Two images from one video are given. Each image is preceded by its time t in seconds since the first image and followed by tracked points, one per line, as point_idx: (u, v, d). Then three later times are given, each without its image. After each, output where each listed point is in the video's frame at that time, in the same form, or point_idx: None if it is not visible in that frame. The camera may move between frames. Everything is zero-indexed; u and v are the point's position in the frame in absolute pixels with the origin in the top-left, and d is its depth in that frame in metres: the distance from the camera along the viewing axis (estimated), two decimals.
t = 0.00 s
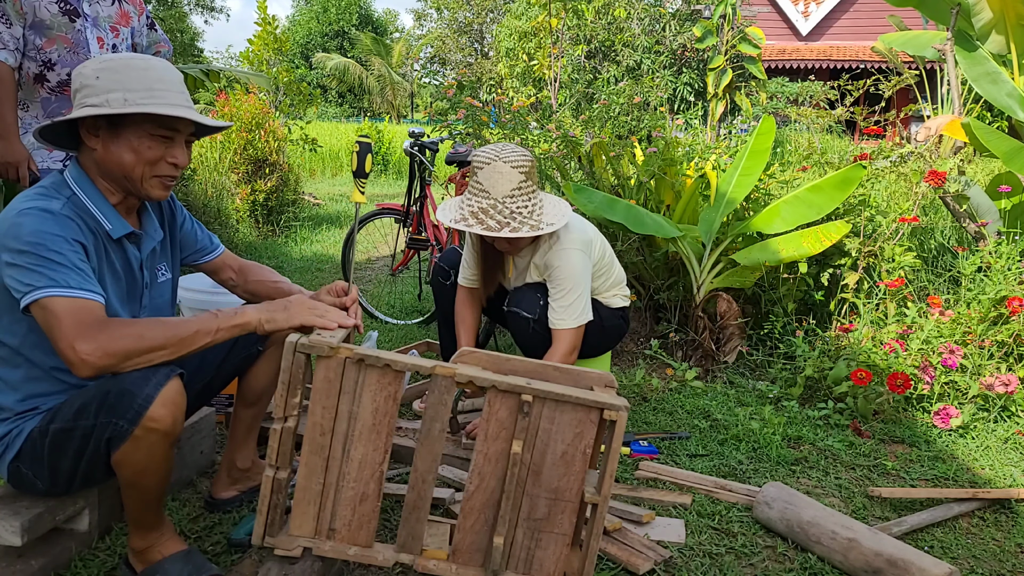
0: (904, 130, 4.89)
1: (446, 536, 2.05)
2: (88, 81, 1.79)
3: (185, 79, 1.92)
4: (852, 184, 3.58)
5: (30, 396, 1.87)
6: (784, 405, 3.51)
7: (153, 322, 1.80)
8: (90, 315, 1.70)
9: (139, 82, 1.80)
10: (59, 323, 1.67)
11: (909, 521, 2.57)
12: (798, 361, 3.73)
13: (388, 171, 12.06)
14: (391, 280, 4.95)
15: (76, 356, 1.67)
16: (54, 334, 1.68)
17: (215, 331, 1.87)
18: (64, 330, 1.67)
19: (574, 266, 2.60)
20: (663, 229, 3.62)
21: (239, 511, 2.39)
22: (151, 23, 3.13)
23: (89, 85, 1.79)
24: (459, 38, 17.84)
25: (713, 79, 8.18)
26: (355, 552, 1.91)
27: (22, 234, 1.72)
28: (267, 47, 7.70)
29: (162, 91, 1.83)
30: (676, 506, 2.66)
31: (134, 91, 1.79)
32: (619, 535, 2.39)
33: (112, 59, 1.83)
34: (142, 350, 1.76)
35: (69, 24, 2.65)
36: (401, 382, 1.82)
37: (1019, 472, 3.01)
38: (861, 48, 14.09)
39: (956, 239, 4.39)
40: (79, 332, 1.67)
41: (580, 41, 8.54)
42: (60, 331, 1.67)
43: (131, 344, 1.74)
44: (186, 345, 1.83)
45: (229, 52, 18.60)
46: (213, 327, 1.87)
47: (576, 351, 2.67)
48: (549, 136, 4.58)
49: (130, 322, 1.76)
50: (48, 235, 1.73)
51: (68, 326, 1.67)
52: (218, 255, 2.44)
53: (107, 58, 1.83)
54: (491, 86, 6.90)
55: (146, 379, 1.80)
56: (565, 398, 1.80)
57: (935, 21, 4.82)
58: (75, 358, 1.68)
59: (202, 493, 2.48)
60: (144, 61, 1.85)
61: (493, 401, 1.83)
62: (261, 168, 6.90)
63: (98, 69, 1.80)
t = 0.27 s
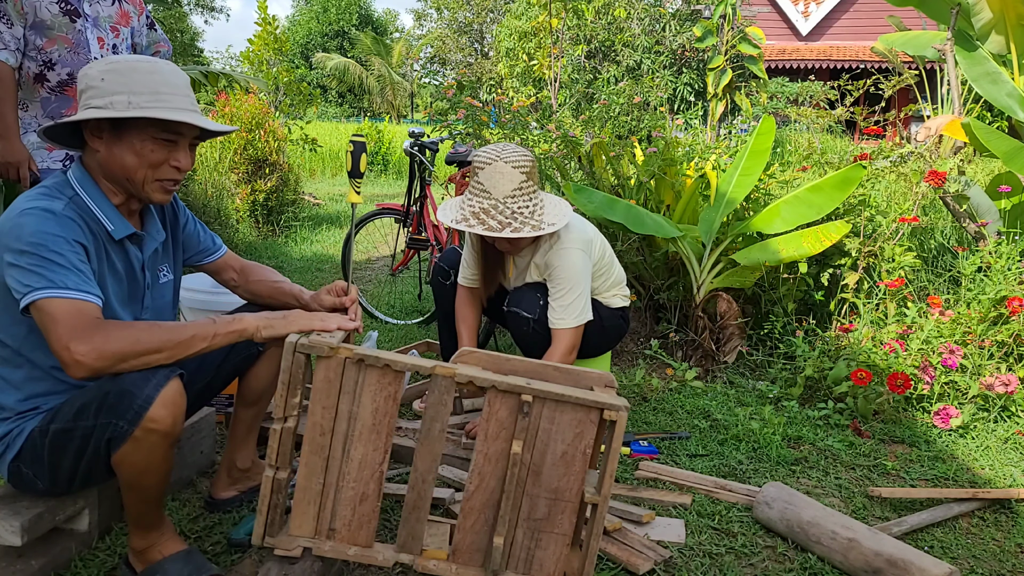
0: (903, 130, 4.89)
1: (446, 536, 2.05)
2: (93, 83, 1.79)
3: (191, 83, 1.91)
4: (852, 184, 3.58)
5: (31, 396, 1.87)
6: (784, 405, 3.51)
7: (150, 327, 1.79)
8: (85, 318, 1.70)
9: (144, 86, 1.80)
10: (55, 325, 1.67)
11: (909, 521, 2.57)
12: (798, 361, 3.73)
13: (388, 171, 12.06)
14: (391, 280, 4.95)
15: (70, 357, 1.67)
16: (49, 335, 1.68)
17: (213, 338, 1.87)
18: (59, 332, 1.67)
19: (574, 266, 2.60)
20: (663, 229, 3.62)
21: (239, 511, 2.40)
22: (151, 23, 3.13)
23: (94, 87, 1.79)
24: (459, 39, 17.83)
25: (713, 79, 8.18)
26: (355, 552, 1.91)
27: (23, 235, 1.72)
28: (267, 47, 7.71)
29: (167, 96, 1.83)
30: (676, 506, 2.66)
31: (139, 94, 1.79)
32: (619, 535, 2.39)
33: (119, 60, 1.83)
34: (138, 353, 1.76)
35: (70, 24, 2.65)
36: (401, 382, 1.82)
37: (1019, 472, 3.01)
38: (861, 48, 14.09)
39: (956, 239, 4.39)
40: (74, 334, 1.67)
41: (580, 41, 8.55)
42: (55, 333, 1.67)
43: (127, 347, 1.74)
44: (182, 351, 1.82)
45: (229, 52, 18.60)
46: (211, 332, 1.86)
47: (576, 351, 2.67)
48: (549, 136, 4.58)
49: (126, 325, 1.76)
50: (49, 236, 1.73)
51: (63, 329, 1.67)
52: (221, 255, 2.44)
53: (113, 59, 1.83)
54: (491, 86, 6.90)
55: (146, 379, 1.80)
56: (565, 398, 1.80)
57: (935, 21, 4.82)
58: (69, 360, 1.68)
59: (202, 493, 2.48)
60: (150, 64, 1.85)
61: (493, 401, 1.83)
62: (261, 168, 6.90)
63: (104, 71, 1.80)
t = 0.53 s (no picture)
0: (903, 130, 4.89)
1: (446, 536, 2.05)
2: (88, 86, 1.80)
3: (189, 87, 1.89)
4: (852, 184, 3.58)
5: (31, 396, 1.86)
6: (784, 405, 3.51)
7: (146, 328, 1.78)
8: (82, 321, 1.69)
9: (135, 88, 1.79)
10: (52, 327, 1.66)
11: (909, 521, 2.57)
12: (798, 361, 3.73)
13: (388, 171, 12.07)
14: (391, 280, 4.95)
15: (67, 360, 1.66)
16: (46, 338, 1.66)
17: (208, 338, 1.86)
18: (56, 335, 1.66)
19: (574, 266, 2.60)
20: (663, 229, 3.62)
21: (239, 511, 2.39)
22: (151, 24, 3.14)
23: (89, 91, 1.79)
24: (459, 39, 17.83)
25: (713, 79, 8.19)
26: (355, 552, 1.91)
27: (22, 237, 1.72)
28: (267, 47, 7.71)
29: (157, 101, 1.81)
30: (676, 506, 2.66)
31: (128, 99, 1.77)
32: (619, 535, 2.39)
33: (115, 64, 1.84)
34: (134, 355, 1.75)
35: (70, 25, 2.65)
36: (401, 382, 1.82)
37: (1019, 472, 3.01)
38: (861, 48, 14.10)
39: (956, 239, 4.39)
40: (71, 337, 1.66)
41: (580, 41, 8.55)
42: (52, 336, 1.66)
43: (123, 349, 1.73)
44: (179, 351, 1.82)
45: (229, 52, 18.60)
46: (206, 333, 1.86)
47: (575, 351, 2.67)
48: (549, 136, 4.58)
49: (122, 327, 1.75)
50: (49, 238, 1.73)
51: (60, 331, 1.66)
52: (223, 257, 2.44)
53: (111, 62, 1.84)
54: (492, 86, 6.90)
55: (142, 380, 1.80)
56: (565, 398, 1.80)
57: (935, 21, 4.82)
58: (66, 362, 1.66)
59: (202, 493, 2.48)
60: (145, 68, 1.84)
61: (493, 401, 1.83)
62: (261, 168, 6.89)
63: (99, 74, 1.80)
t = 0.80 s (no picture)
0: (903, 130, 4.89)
1: (446, 536, 2.05)
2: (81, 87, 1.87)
3: (172, 86, 1.88)
4: (852, 184, 3.58)
5: (31, 397, 1.86)
6: (784, 405, 3.51)
7: (144, 330, 1.78)
8: (81, 325, 1.68)
9: (116, 87, 1.82)
10: (50, 332, 1.66)
11: (909, 521, 2.57)
12: (798, 361, 3.73)
13: (388, 171, 12.07)
14: (391, 280, 4.95)
15: (66, 365, 1.65)
16: (45, 343, 1.66)
17: (206, 338, 1.86)
18: (54, 339, 1.65)
19: (574, 266, 2.60)
20: (662, 229, 3.62)
21: (239, 511, 2.39)
22: (150, 23, 3.14)
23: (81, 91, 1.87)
24: (459, 39, 17.82)
25: (713, 79, 8.19)
26: (355, 552, 1.91)
27: (20, 241, 1.72)
28: (267, 47, 7.71)
29: (133, 98, 1.82)
30: (676, 506, 2.66)
31: (106, 97, 1.81)
32: (619, 535, 2.39)
33: (106, 65, 1.89)
34: (132, 358, 1.74)
35: (70, 26, 2.65)
36: (401, 382, 1.82)
37: (1019, 472, 3.01)
38: (861, 48, 14.10)
39: (956, 239, 4.39)
40: (69, 341, 1.66)
41: (580, 41, 8.54)
42: (50, 341, 1.65)
43: (121, 352, 1.72)
44: (178, 351, 1.82)
45: (229, 52, 18.61)
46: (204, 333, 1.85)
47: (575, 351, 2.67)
48: (549, 136, 4.58)
49: (120, 329, 1.74)
50: (47, 242, 1.73)
51: (58, 336, 1.65)
52: (225, 257, 2.43)
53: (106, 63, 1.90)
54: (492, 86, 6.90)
55: (141, 381, 1.80)
56: (566, 398, 1.80)
57: (935, 21, 4.82)
58: (64, 367, 1.66)
59: (202, 493, 2.48)
60: (133, 69, 1.87)
61: (493, 401, 1.83)
62: (261, 168, 6.89)
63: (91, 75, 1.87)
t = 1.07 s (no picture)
0: (903, 130, 4.89)
1: (446, 536, 2.05)
2: (93, 90, 1.82)
3: (190, 91, 1.89)
4: (852, 184, 3.58)
5: (32, 397, 1.86)
6: (784, 405, 3.51)
7: (144, 331, 1.77)
8: (81, 328, 1.68)
9: (141, 94, 1.80)
10: (50, 335, 1.66)
11: (909, 521, 2.57)
12: (798, 361, 3.73)
13: (388, 171, 12.07)
14: (391, 280, 4.95)
15: (66, 369, 1.65)
16: (46, 347, 1.66)
17: (206, 338, 1.85)
18: (54, 343, 1.65)
19: (574, 266, 2.60)
20: (663, 229, 3.62)
21: (239, 511, 2.39)
22: (150, 23, 3.14)
23: (93, 94, 1.82)
24: (459, 39, 17.83)
25: (713, 79, 8.19)
26: (355, 552, 1.91)
27: (20, 244, 1.72)
28: (267, 47, 7.72)
29: (159, 105, 1.81)
30: (676, 506, 2.66)
31: (130, 103, 1.79)
32: (619, 535, 2.39)
33: (120, 68, 1.85)
34: (133, 360, 1.74)
35: (70, 25, 2.65)
36: (401, 382, 1.82)
37: (1019, 472, 3.01)
38: (861, 48, 14.10)
39: (956, 239, 4.39)
40: (70, 345, 1.66)
41: (580, 41, 8.54)
42: (51, 344, 1.65)
43: (122, 354, 1.72)
44: (179, 352, 1.81)
45: (229, 53, 18.61)
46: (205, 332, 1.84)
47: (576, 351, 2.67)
48: (549, 136, 4.58)
49: (120, 331, 1.74)
50: (46, 245, 1.73)
51: (59, 339, 1.65)
52: (224, 257, 2.44)
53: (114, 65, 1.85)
54: (491, 86, 6.90)
55: (144, 381, 1.80)
56: (566, 398, 1.80)
57: (935, 21, 4.82)
58: (65, 370, 1.66)
59: (202, 493, 2.48)
60: (149, 73, 1.85)
61: (493, 401, 1.83)
62: (261, 168, 6.89)
63: (102, 78, 1.82)
